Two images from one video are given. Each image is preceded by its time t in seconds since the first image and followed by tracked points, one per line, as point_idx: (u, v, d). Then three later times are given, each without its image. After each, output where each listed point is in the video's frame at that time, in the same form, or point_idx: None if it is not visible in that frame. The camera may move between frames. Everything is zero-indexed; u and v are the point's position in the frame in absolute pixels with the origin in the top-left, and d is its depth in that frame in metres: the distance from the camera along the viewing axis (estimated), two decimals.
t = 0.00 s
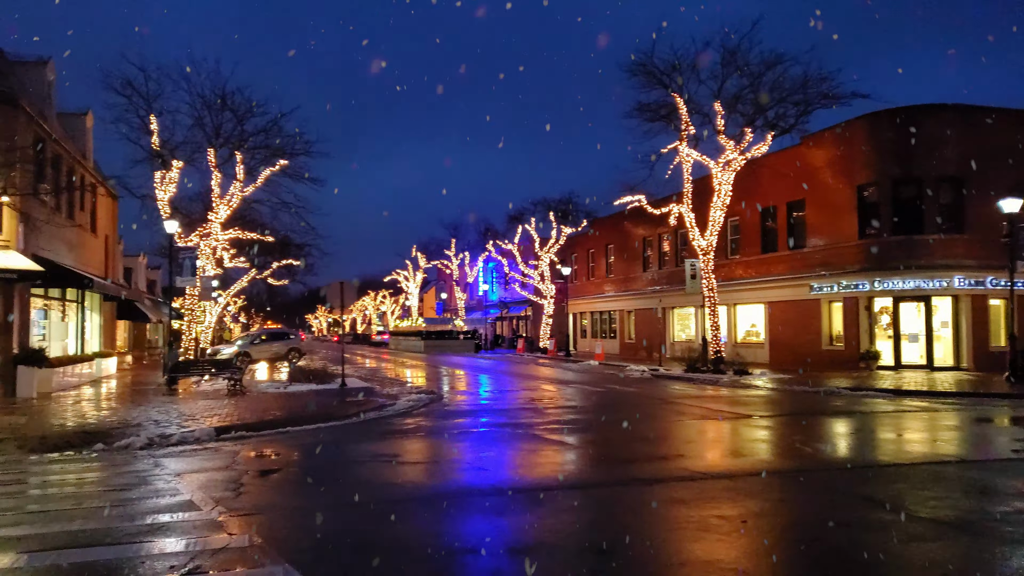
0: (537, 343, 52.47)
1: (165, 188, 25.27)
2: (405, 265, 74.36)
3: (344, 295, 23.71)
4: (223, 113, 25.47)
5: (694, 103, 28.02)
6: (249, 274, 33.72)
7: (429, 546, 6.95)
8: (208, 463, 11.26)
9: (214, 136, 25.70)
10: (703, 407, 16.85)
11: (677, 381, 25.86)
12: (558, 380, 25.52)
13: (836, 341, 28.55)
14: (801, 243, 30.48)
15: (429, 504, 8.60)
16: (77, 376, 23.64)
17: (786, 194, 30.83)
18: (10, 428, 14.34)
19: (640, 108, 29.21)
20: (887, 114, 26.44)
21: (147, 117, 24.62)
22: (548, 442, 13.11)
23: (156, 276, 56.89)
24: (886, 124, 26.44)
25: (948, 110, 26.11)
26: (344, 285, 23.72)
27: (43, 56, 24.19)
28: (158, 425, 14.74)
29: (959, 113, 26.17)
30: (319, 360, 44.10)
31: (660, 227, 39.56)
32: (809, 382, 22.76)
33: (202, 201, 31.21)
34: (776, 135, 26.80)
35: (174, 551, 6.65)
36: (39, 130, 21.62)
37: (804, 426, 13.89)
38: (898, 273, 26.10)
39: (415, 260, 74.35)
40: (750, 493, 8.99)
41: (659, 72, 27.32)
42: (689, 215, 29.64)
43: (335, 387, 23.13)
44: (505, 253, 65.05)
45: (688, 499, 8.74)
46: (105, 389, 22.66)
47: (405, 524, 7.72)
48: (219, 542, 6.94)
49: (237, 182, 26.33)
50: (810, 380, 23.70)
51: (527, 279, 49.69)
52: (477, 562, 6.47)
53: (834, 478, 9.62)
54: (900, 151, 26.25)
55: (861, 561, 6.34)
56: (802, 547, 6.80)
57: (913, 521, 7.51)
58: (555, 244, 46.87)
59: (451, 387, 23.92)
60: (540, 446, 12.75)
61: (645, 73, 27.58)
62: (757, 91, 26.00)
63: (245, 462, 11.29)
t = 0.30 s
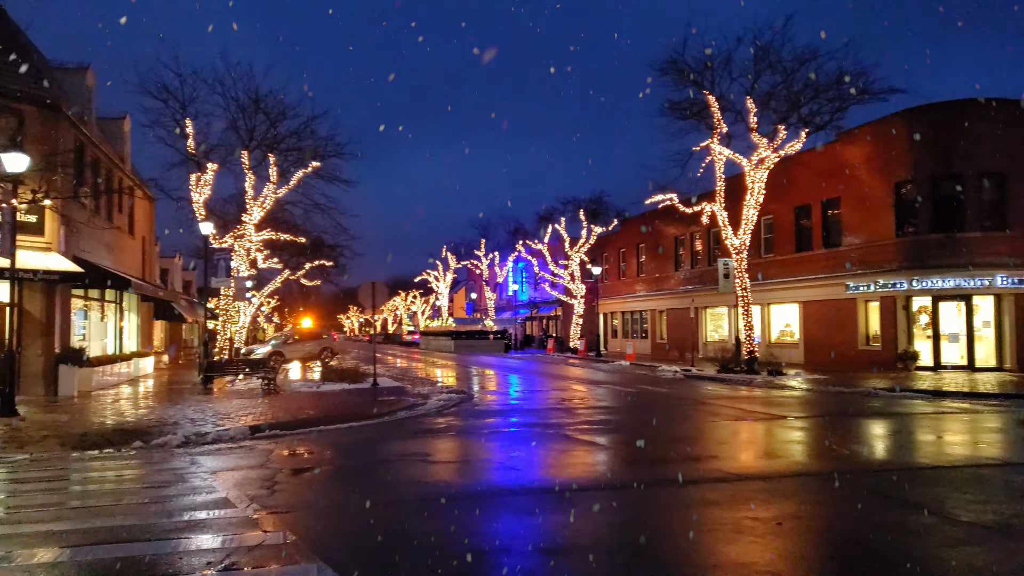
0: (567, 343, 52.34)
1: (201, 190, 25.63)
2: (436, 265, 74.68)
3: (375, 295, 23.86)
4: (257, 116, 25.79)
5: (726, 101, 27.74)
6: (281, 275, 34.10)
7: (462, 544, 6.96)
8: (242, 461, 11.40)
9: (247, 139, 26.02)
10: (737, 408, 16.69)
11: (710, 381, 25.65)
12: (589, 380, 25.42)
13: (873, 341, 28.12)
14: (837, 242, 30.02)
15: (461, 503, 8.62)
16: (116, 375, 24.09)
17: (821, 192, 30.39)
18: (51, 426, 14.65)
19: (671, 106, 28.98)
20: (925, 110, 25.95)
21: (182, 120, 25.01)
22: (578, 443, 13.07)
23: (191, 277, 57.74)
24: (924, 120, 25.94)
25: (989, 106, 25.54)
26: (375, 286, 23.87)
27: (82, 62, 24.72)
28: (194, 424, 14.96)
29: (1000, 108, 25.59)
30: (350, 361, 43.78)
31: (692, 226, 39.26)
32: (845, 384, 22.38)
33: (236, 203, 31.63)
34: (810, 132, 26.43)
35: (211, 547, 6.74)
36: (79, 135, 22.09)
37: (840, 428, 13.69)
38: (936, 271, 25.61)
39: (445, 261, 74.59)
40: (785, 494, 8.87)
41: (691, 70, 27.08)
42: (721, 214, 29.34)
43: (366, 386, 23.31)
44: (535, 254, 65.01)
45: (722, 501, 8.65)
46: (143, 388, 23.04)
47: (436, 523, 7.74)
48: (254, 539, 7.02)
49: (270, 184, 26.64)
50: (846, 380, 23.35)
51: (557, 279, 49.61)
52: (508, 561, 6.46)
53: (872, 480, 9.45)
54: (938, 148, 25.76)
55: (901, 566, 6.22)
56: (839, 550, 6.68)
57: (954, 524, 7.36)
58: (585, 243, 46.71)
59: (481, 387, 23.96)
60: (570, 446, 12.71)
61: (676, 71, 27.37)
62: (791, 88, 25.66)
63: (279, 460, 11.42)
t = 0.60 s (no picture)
0: (598, 343, 52.15)
1: (234, 192, 25.98)
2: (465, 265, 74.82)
3: (406, 295, 23.97)
4: (289, 118, 26.06)
5: (759, 98, 27.42)
6: (313, 275, 34.42)
7: (493, 544, 6.96)
8: (276, 459, 11.52)
9: (280, 141, 26.30)
10: (770, 409, 16.48)
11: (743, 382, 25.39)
12: (620, 380, 25.31)
13: (911, 341, 27.60)
14: (873, 240, 29.53)
15: (492, 503, 8.62)
16: (153, 374, 24.49)
17: (857, 190, 29.92)
18: (90, 423, 14.95)
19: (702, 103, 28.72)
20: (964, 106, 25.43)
21: (216, 123, 25.36)
22: (609, 443, 13.00)
23: (226, 278, 58.54)
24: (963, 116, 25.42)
25: None
26: (406, 285, 23.98)
27: (120, 67, 25.20)
28: (229, 422, 15.16)
29: None
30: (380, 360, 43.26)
31: (725, 225, 38.87)
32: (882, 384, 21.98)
33: (269, 204, 31.99)
34: (845, 129, 26.03)
35: (244, 544, 6.81)
36: (117, 139, 22.50)
37: (878, 429, 13.44)
38: (977, 270, 25.09)
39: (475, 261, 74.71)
40: (821, 497, 8.73)
41: (723, 67, 26.81)
42: (755, 212, 29.02)
43: (398, 385, 23.46)
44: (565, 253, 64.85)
45: (756, 503, 8.55)
46: (179, 386, 23.37)
47: (467, 522, 7.76)
48: (287, 536, 7.08)
49: (303, 185, 26.90)
50: (883, 381, 22.95)
51: (587, 278, 49.43)
52: (539, 562, 6.45)
53: (911, 483, 9.27)
54: (978, 144, 25.23)
55: (941, 571, 6.10)
56: (877, 554, 6.56)
57: (997, 529, 7.18)
58: (616, 243, 46.49)
59: (512, 387, 23.96)
60: (601, 447, 12.65)
61: (708, 68, 27.12)
62: (825, 85, 25.30)
63: (312, 459, 11.52)
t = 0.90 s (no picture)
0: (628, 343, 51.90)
1: (266, 193, 26.27)
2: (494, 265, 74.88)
3: (435, 295, 24.01)
4: (320, 119, 26.27)
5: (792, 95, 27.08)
6: (344, 275, 34.68)
7: (520, 545, 6.94)
8: (308, 458, 11.63)
9: (311, 142, 26.54)
10: (804, 410, 16.26)
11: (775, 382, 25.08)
12: (650, 381, 25.12)
13: (949, 341, 27.02)
14: (910, 239, 29.01)
15: (521, 503, 8.59)
16: (187, 373, 24.86)
17: (893, 187, 29.42)
18: (127, 421, 15.22)
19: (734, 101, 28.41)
20: (1004, 101, 24.87)
21: (249, 125, 25.65)
22: (639, 444, 12.93)
23: (258, 278, 59.25)
24: (1003, 111, 24.86)
25: None
26: (435, 285, 24.05)
27: (156, 71, 25.62)
28: (261, 420, 15.34)
29: None
30: (411, 360, 43.09)
31: (757, 223, 38.47)
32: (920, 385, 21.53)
33: (301, 205, 32.31)
34: (881, 126, 25.59)
35: (278, 541, 6.87)
36: (152, 142, 22.86)
37: (915, 431, 13.19)
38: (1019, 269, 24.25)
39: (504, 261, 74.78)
40: (856, 500, 8.58)
41: (755, 64, 26.52)
42: (787, 211, 28.67)
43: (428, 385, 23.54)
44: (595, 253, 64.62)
45: (790, 505, 8.42)
46: (212, 385, 23.69)
47: (496, 522, 7.73)
48: (319, 534, 7.13)
49: (333, 186, 27.13)
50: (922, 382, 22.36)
51: (617, 278, 49.20)
52: (569, 562, 6.42)
53: (950, 487, 9.05)
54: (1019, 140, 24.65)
55: None
56: (914, 559, 6.42)
57: None
58: (646, 242, 46.23)
59: (541, 386, 23.95)
60: (631, 448, 12.57)
61: (739, 65, 26.84)
62: (860, 80, 24.90)
63: (343, 457, 11.60)
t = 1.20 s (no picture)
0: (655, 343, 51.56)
1: (295, 195, 26.50)
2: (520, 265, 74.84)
3: (461, 295, 24.04)
4: (347, 120, 26.45)
5: (822, 91, 26.73)
6: (371, 275, 34.85)
7: (547, 545, 6.92)
8: (336, 456, 11.70)
9: (339, 143, 26.73)
10: (834, 411, 16.06)
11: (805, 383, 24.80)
12: (678, 381, 24.93)
13: (986, 341, 26.45)
14: (944, 237, 28.51)
15: (549, 503, 8.56)
16: (217, 372, 25.15)
17: (927, 184, 28.92)
18: (159, 419, 15.44)
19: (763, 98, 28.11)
20: None
21: (277, 127, 25.89)
22: (667, 444, 12.84)
23: (286, 278, 59.83)
24: None
25: None
26: (462, 285, 24.09)
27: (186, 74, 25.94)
28: (290, 419, 15.47)
29: None
30: (435, 360, 42.36)
31: (786, 222, 38.06)
32: (954, 386, 21.16)
33: (328, 206, 32.57)
34: (914, 122, 25.17)
35: (307, 539, 6.93)
36: (183, 144, 23.16)
37: (949, 433, 12.96)
38: None
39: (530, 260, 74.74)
40: (890, 502, 8.44)
41: (784, 61, 26.22)
42: (817, 209, 28.30)
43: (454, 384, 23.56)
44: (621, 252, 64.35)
45: (820, 507, 8.31)
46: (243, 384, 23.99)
47: (524, 522, 7.72)
48: (347, 533, 7.16)
49: (360, 187, 27.31)
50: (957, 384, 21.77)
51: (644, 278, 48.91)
52: (596, 562, 6.40)
53: (986, 490, 8.88)
54: None
55: None
56: (950, 563, 6.30)
57: None
58: (673, 241, 45.94)
59: (567, 386, 23.91)
60: (659, 448, 12.49)
61: (768, 62, 26.57)
62: (892, 76, 24.52)
63: (370, 456, 11.65)
